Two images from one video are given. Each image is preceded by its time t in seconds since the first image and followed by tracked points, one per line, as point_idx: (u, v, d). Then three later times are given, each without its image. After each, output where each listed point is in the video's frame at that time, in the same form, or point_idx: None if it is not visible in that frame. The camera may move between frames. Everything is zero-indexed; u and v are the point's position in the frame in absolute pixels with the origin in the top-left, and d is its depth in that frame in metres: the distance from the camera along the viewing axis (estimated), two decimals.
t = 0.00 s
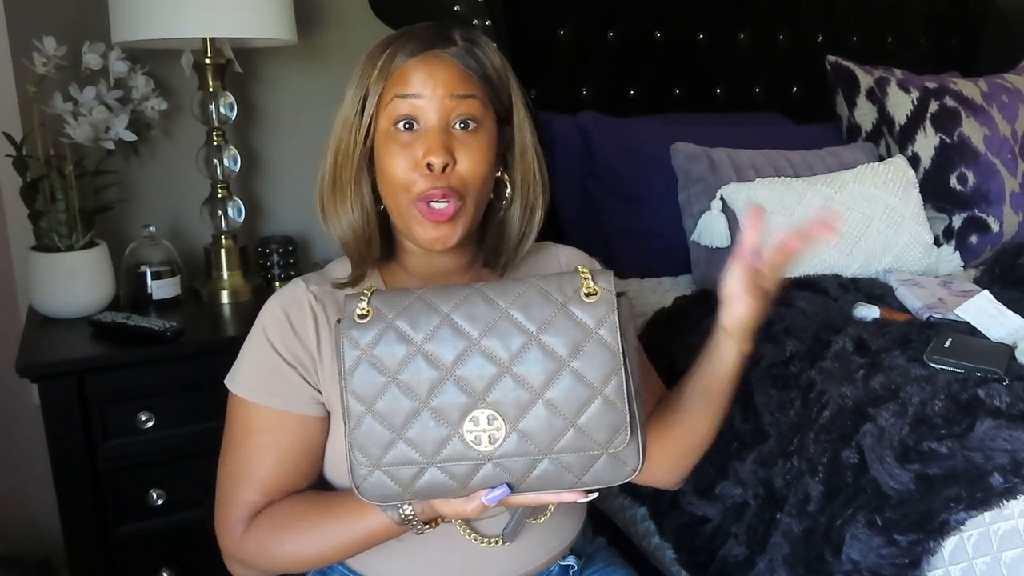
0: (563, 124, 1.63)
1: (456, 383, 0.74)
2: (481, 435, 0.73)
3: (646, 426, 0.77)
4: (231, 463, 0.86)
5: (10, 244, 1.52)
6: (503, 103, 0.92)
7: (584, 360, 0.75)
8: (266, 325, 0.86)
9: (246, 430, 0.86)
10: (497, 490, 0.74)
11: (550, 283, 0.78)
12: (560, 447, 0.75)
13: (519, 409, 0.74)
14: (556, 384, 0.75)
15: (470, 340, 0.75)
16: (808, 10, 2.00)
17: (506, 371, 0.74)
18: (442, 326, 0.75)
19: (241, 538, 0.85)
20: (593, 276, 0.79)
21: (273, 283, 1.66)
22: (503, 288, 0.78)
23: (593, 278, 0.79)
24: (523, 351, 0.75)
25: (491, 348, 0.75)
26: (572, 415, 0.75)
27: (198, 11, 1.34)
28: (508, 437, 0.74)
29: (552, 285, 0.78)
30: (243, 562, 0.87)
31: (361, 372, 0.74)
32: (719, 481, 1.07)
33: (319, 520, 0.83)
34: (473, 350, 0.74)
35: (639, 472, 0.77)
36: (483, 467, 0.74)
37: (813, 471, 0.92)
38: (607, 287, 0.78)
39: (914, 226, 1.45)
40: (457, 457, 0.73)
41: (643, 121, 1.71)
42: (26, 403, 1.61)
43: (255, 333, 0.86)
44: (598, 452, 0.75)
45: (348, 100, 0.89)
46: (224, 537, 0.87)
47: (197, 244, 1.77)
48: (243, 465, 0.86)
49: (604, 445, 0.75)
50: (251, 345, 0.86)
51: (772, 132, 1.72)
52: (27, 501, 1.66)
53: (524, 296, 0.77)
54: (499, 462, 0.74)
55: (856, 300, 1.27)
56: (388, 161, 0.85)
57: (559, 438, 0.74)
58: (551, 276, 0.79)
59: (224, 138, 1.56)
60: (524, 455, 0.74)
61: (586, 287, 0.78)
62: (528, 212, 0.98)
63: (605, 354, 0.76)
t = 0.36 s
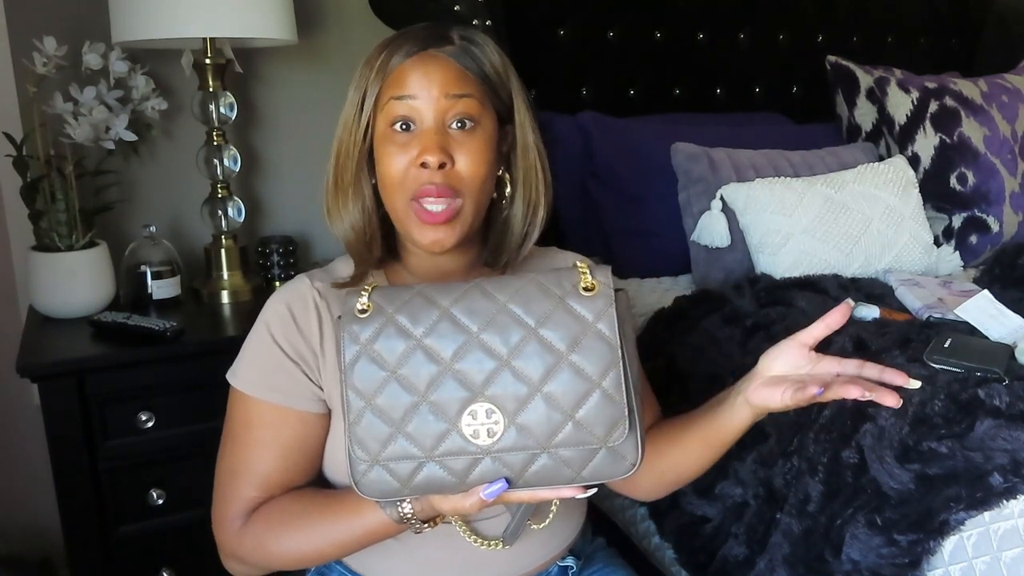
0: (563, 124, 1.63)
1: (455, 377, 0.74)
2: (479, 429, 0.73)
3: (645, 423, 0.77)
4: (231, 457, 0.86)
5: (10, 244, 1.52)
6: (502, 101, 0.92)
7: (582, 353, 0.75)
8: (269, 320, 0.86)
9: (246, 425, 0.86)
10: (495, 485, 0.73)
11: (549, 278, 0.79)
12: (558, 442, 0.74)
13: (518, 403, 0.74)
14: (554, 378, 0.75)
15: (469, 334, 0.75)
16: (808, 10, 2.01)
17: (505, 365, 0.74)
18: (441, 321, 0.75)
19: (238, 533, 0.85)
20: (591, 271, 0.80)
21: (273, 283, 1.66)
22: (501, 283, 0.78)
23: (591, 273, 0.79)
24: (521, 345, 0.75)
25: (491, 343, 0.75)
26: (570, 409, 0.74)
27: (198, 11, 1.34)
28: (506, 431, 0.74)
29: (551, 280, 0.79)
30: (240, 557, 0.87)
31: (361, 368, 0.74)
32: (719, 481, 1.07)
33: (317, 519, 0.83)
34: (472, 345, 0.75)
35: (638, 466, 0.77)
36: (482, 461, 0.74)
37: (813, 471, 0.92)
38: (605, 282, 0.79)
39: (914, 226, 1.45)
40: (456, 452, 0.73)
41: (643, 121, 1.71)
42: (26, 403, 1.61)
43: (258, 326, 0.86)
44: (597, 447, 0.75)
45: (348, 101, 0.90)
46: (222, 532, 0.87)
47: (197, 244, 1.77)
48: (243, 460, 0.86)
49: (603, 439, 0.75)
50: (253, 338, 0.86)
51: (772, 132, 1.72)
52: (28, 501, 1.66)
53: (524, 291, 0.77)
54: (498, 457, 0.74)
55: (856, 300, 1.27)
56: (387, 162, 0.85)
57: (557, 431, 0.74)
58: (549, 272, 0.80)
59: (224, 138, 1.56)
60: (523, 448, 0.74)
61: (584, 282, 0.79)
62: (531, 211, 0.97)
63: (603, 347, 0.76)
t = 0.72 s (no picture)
0: (563, 124, 1.63)
1: (456, 382, 0.74)
2: (483, 433, 0.73)
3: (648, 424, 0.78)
4: (235, 460, 0.86)
5: (10, 244, 1.52)
6: (510, 103, 0.92)
7: (583, 354, 0.75)
8: (273, 321, 0.86)
9: (250, 427, 0.85)
10: (501, 488, 0.74)
11: (547, 279, 0.79)
12: (562, 443, 0.74)
13: (520, 405, 0.74)
14: (556, 380, 0.74)
15: (469, 339, 0.75)
16: (808, 10, 2.01)
17: (506, 368, 0.74)
18: (440, 326, 0.75)
19: (244, 536, 0.85)
20: (589, 270, 0.80)
21: (273, 283, 1.66)
22: (500, 285, 0.78)
23: (589, 272, 0.79)
24: (521, 347, 0.75)
25: (491, 346, 0.75)
26: (573, 410, 0.74)
27: (197, 11, 1.34)
28: (510, 434, 0.74)
29: (549, 281, 0.78)
30: (245, 559, 0.87)
31: (362, 375, 0.74)
32: (719, 481, 1.07)
33: (324, 520, 0.83)
34: (472, 349, 0.74)
35: (642, 465, 0.77)
36: (487, 465, 0.74)
37: (813, 471, 0.92)
38: (603, 281, 0.79)
39: (914, 226, 1.45)
40: (461, 456, 0.73)
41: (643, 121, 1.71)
42: (26, 403, 1.61)
43: (262, 328, 0.86)
44: (601, 446, 0.75)
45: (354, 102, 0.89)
46: (227, 534, 0.87)
47: (197, 244, 1.77)
48: (248, 462, 0.86)
49: (607, 439, 0.75)
50: (257, 341, 0.86)
51: (772, 132, 1.72)
52: (28, 501, 1.66)
53: (522, 293, 0.77)
54: (503, 460, 0.74)
55: (856, 300, 1.27)
56: (392, 163, 0.86)
57: (561, 433, 0.74)
58: (547, 272, 0.80)
59: (224, 138, 1.56)
60: (527, 451, 0.74)
61: (582, 282, 0.78)
62: (537, 214, 0.97)
63: (604, 348, 0.76)
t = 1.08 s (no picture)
0: (563, 124, 1.63)
1: (446, 381, 0.74)
2: (473, 432, 0.73)
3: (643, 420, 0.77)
4: (234, 456, 0.86)
5: (10, 244, 1.52)
6: (513, 109, 0.92)
7: (572, 351, 0.75)
8: (271, 319, 0.86)
9: (249, 423, 0.86)
10: (493, 486, 0.74)
11: (535, 276, 0.79)
12: (552, 440, 0.74)
13: (510, 403, 0.74)
14: (545, 377, 0.74)
15: (458, 337, 0.75)
16: (808, 10, 2.01)
17: (495, 366, 0.74)
18: (429, 325, 0.75)
19: (242, 533, 0.85)
20: (578, 267, 0.80)
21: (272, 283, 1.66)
22: (488, 283, 0.78)
23: (577, 268, 0.79)
24: (510, 345, 0.75)
25: (479, 344, 0.75)
26: (563, 407, 0.74)
27: (198, 11, 1.34)
28: (500, 432, 0.74)
29: (536, 278, 0.78)
30: (243, 556, 0.87)
31: (353, 375, 0.74)
32: (719, 481, 1.07)
33: (320, 517, 0.83)
34: (461, 347, 0.74)
35: (634, 462, 0.77)
36: (478, 463, 0.74)
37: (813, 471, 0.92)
38: (591, 277, 0.78)
39: (914, 226, 1.45)
40: (452, 454, 0.73)
41: (643, 122, 1.71)
42: (26, 403, 1.61)
43: (260, 326, 0.86)
44: (591, 443, 0.75)
45: (358, 100, 0.89)
46: (225, 530, 0.87)
47: (196, 244, 1.77)
48: (246, 459, 0.86)
49: (597, 436, 0.75)
50: (255, 338, 0.86)
51: (773, 132, 1.72)
52: (28, 501, 1.66)
53: (510, 291, 0.77)
54: (494, 458, 0.74)
55: (856, 300, 1.27)
56: (392, 164, 0.85)
57: (551, 430, 0.74)
58: (535, 269, 0.80)
59: (223, 138, 1.56)
60: (518, 449, 0.74)
61: (570, 279, 0.78)
62: (537, 219, 0.97)
63: (592, 344, 0.76)
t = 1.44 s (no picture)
0: (563, 124, 1.63)
1: (455, 382, 0.74)
2: (482, 433, 0.73)
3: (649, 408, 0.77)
4: (235, 457, 0.86)
5: (10, 244, 1.52)
6: (515, 107, 0.92)
7: (581, 354, 0.75)
8: (273, 320, 0.86)
9: (251, 423, 0.85)
10: (500, 487, 0.74)
11: (544, 278, 0.79)
12: (560, 442, 0.75)
13: (518, 404, 0.74)
14: (554, 379, 0.74)
15: (467, 338, 0.75)
16: (808, 10, 2.01)
17: (504, 367, 0.74)
18: (438, 326, 0.75)
19: (243, 533, 0.85)
20: (587, 270, 0.80)
21: (273, 283, 1.66)
22: (497, 285, 0.78)
23: (587, 272, 0.79)
24: (519, 346, 0.75)
25: (488, 345, 0.75)
26: (572, 409, 0.75)
27: (198, 11, 1.34)
28: (508, 433, 0.74)
29: (547, 280, 0.78)
30: (245, 556, 0.87)
31: (361, 375, 0.74)
32: (719, 481, 1.07)
33: (322, 518, 0.83)
34: (470, 349, 0.74)
35: (641, 464, 0.77)
36: (485, 464, 0.74)
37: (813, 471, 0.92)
38: (601, 280, 0.79)
39: (914, 226, 1.45)
40: (459, 455, 0.73)
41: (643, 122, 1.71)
42: (26, 403, 1.61)
43: (263, 326, 0.86)
44: (599, 445, 0.75)
45: (361, 102, 0.89)
46: (226, 531, 0.87)
47: (197, 244, 1.77)
48: (247, 459, 0.86)
49: (605, 437, 0.75)
50: (257, 338, 0.86)
51: (773, 132, 1.72)
52: (28, 501, 1.66)
53: (519, 292, 0.77)
54: (501, 459, 0.74)
55: (856, 300, 1.27)
56: (398, 165, 0.85)
57: (559, 432, 0.74)
58: (545, 271, 0.80)
59: (224, 138, 1.56)
60: (526, 450, 0.74)
61: (580, 281, 0.78)
62: (539, 217, 0.97)
63: (602, 347, 0.76)
